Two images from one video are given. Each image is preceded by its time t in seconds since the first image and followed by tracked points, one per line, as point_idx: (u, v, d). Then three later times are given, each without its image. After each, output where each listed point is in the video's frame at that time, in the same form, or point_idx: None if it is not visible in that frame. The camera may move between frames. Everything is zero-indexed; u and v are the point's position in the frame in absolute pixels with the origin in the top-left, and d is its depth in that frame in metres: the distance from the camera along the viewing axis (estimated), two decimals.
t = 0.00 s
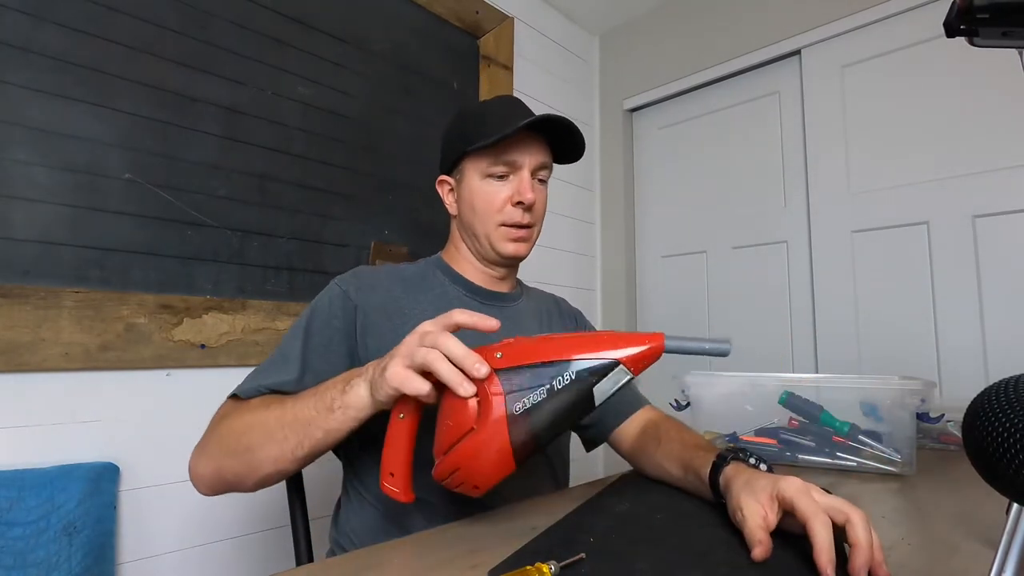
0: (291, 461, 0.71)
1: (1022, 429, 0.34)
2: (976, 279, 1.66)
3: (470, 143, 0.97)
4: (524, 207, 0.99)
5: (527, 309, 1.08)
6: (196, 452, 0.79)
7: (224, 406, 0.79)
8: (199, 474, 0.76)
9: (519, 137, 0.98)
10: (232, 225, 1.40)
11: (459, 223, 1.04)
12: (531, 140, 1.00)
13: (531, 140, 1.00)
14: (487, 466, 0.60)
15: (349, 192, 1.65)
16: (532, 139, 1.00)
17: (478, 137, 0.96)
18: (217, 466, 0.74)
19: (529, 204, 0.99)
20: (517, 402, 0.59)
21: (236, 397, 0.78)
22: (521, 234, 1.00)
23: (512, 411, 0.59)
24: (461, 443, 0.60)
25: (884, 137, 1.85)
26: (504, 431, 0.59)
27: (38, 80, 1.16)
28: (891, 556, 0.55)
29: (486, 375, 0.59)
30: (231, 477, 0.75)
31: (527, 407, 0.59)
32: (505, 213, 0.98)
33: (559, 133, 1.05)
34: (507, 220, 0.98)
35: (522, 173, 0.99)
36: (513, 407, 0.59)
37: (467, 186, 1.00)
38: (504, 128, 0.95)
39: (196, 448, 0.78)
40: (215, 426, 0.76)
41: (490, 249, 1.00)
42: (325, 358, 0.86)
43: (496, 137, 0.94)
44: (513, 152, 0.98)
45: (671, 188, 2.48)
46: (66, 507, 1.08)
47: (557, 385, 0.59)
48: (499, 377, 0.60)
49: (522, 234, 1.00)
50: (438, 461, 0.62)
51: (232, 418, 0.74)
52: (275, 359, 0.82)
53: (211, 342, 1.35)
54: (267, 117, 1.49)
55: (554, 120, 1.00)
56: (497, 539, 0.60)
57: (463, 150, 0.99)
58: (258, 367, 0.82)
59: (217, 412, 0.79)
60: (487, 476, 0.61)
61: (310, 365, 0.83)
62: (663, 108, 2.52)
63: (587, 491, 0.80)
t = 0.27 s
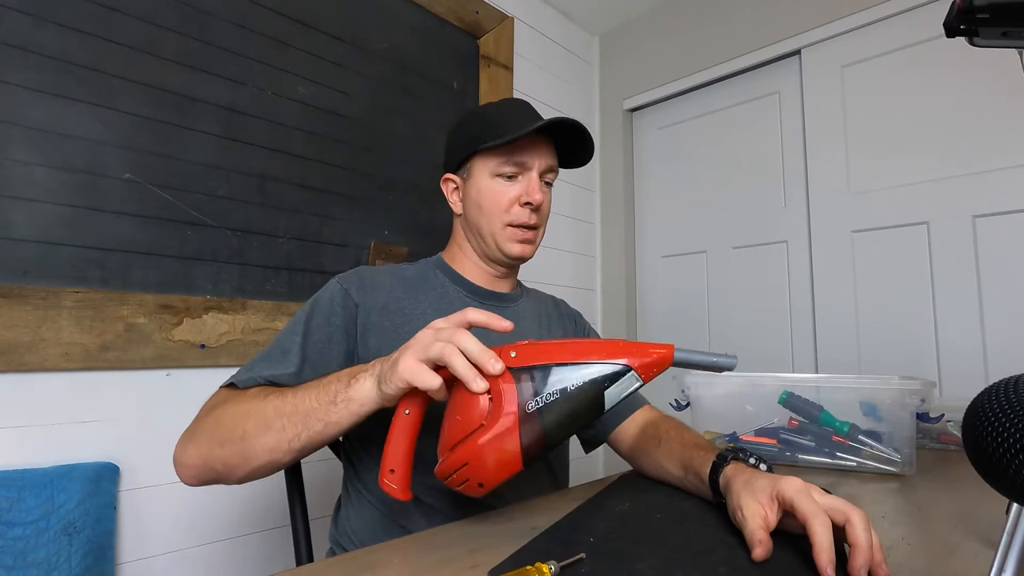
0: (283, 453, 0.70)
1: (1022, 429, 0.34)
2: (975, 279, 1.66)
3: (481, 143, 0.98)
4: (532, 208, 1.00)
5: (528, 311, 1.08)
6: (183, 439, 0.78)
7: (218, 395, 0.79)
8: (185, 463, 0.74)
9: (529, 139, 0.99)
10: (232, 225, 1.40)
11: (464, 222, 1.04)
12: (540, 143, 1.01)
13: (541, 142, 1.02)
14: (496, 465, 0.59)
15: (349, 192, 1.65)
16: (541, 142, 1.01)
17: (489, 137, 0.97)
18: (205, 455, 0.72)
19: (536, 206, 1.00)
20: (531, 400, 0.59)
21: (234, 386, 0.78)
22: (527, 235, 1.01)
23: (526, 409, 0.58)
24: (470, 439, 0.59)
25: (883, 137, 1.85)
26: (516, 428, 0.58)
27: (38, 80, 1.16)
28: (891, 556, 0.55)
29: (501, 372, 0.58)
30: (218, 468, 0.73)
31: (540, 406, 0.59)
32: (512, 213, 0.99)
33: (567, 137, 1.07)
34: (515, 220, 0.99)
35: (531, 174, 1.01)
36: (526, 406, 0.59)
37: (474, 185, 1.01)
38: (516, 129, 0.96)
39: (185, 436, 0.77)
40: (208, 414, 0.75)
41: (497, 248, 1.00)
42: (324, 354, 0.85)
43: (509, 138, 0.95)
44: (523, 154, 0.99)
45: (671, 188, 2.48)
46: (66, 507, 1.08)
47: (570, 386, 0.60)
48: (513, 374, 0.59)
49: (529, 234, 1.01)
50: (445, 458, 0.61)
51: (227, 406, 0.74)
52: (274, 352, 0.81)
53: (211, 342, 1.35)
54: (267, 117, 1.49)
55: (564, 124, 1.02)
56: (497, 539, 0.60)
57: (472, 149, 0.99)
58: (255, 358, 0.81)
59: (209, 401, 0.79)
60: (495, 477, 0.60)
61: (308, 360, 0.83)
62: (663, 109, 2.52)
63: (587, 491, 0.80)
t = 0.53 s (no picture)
0: (264, 449, 0.70)
1: (1021, 429, 0.34)
2: (976, 279, 1.66)
3: (487, 142, 0.98)
4: (535, 209, 1.00)
5: (528, 311, 1.08)
6: (166, 421, 0.77)
7: (207, 380, 0.78)
8: (165, 445, 0.74)
9: (535, 140, 1.00)
10: (231, 224, 1.40)
11: (467, 220, 1.04)
12: (546, 144, 1.01)
13: (547, 143, 1.02)
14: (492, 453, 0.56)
15: (349, 192, 1.65)
16: (547, 143, 1.01)
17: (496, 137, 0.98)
18: (187, 440, 0.72)
19: (540, 207, 1.00)
20: (527, 385, 0.59)
21: (225, 374, 0.77)
22: (529, 235, 1.01)
23: (522, 392, 0.58)
24: (466, 424, 0.57)
25: (883, 137, 1.85)
26: (513, 412, 0.57)
27: (38, 80, 1.16)
28: (891, 556, 0.55)
29: (497, 360, 0.60)
30: (197, 455, 0.72)
31: (536, 389, 0.58)
32: (516, 213, 0.99)
33: (572, 139, 1.08)
34: (518, 220, 0.99)
35: (535, 175, 1.01)
36: (523, 389, 0.58)
37: (478, 184, 1.01)
38: (522, 130, 0.96)
39: (169, 417, 0.76)
40: (196, 399, 0.75)
41: (499, 248, 1.00)
42: (318, 351, 0.85)
43: (515, 137, 0.95)
44: (529, 154, 1.00)
45: (671, 188, 2.48)
46: (66, 506, 1.08)
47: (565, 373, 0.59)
48: (509, 364, 0.60)
49: (531, 235, 1.01)
50: (437, 449, 0.59)
51: (217, 393, 0.73)
52: (268, 345, 0.81)
53: (211, 342, 1.35)
54: (267, 117, 1.49)
55: (571, 126, 1.02)
56: (496, 539, 0.60)
57: (478, 148, 0.99)
58: (247, 349, 0.81)
59: (197, 385, 0.78)
60: (490, 466, 0.57)
61: (302, 356, 0.82)
62: (663, 109, 2.52)
63: (587, 491, 0.80)
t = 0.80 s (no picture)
0: (257, 453, 0.69)
1: (1022, 429, 0.34)
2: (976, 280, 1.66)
3: (485, 143, 0.98)
4: (533, 211, 1.00)
5: (528, 311, 1.08)
6: (163, 421, 0.77)
7: (204, 382, 0.78)
8: (161, 446, 0.74)
9: (534, 141, 0.99)
10: (231, 224, 1.40)
11: (465, 220, 1.05)
12: (545, 145, 1.01)
13: (546, 144, 1.01)
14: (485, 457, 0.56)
15: (349, 192, 1.65)
16: (546, 144, 1.01)
17: (494, 138, 0.98)
18: (182, 442, 0.72)
19: (538, 209, 1.00)
20: (521, 387, 0.59)
21: (221, 377, 0.77)
22: (527, 237, 1.01)
23: (515, 394, 0.58)
24: (460, 427, 0.57)
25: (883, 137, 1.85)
26: (506, 415, 0.57)
27: (38, 80, 1.16)
28: (891, 556, 0.55)
29: (489, 361, 0.60)
30: (192, 457, 0.72)
31: (529, 390, 0.58)
32: (513, 215, 0.99)
33: (573, 140, 1.07)
34: (515, 222, 0.99)
35: (534, 177, 1.01)
36: (516, 390, 0.58)
37: (476, 185, 1.01)
38: (521, 131, 0.96)
39: (166, 418, 0.77)
40: (192, 401, 0.75)
41: (496, 249, 1.01)
42: (316, 352, 0.85)
43: (514, 139, 0.95)
44: (528, 155, 0.99)
45: (671, 188, 2.49)
46: (66, 506, 1.08)
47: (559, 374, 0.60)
48: (502, 365, 0.61)
49: (528, 236, 1.01)
50: (430, 454, 0.58)
51: (211, 396, 0.73)
52: (265, 346, 0.81)
53: (211, 342, 1.35)
54: (267, 117, 1.49)
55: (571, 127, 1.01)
56: (496, 539, 0.60)
57: (476, 148, 0.99)
58: (244, 351, 0.81)
59: (194, 388, 0.78)
60: (485, 471, 0.56)
61: (299, 357, 0.82)
62: (663, 109, 2.52)
63: (587, 491, 0.80)
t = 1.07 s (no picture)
0: (258, 458, 0.69)
1: (1022, 429, 0.34)
2: (976, 280, 1.65)
3: (482, 142, 0.98)
4: (530, 210, 1.00)
5: (527, 311, 1.08)
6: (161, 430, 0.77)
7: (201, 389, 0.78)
8: (161, 455, 0.73)
9: (532, 139, 0.99)
10: (231, 224, 1.40)
11: (463, 220, 1.05)
12: (543, 143, 1.01)
13: (544, 142, 1.01)
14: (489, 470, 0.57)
15: (349, 192, 1.65)
16: (544, 142, 1.01)
17: (491, 136, 0.98)
18: (180, 450, 0.71)
19: (536, 207, 1.00)
20: (520, 398, 0.58)
21: (217, 382, 0.76)
22: (524, 236, 1.01)
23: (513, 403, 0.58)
24: (462, 440, 0.57)
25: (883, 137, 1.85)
26: (506, 428, 0.57)
27: (38, 80, 1.16)
28: (890, 556, 0.55)
29: (486, 371, 0.59)
30: (193, 464, 0.72)
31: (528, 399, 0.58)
32: (510, 215, 0.99)
33: (572, 137, 1.06)
34: (512, 221, 0.99)
35: (531, 175, 1.00)
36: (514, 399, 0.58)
37: (474, 184, 1.01)
38: (518, 129, 0.96)
39: (164, 427, 0.76)
40: (189, 408, 0.74)
41: (494, 249, 1.01)
42: (313, 355, 0.85)
43: (510, 137, 0.95)
44: (525, 154, 0.99)
45: (671, 188, 2.49)
46: (66, 506, 1.08)
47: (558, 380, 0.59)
48: (499, 373, 0.60)
49: (525, 236, 1.01)
50: (435, 466, 0.59)
51: (208, 402, 0.73)
52: (261, 351, 0.80)
53: (211, 342, 1.35)
54: (267, 117, 1.49)
55: (568, 125, 1.01)
56: (496, 539, 0.60)
57: (474, 147, 0.99)
58: (239, 356, 0.80)
59: (190, 395, 0.78)
60: (487, 481, 0.58)
61: (295, 362, 0.82)
62: (663, 109, 2.52)
63: (586, 491, 0.80)
